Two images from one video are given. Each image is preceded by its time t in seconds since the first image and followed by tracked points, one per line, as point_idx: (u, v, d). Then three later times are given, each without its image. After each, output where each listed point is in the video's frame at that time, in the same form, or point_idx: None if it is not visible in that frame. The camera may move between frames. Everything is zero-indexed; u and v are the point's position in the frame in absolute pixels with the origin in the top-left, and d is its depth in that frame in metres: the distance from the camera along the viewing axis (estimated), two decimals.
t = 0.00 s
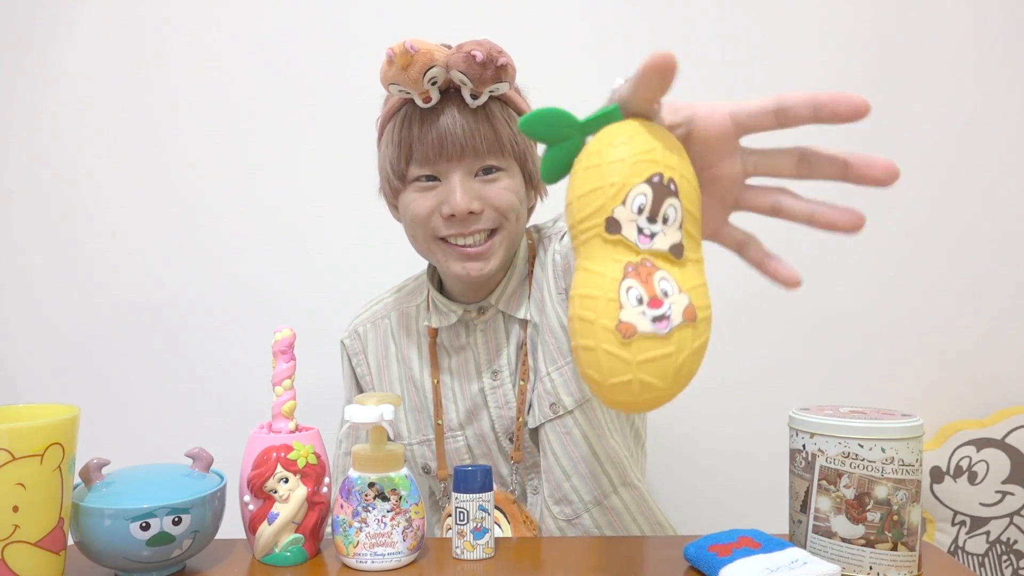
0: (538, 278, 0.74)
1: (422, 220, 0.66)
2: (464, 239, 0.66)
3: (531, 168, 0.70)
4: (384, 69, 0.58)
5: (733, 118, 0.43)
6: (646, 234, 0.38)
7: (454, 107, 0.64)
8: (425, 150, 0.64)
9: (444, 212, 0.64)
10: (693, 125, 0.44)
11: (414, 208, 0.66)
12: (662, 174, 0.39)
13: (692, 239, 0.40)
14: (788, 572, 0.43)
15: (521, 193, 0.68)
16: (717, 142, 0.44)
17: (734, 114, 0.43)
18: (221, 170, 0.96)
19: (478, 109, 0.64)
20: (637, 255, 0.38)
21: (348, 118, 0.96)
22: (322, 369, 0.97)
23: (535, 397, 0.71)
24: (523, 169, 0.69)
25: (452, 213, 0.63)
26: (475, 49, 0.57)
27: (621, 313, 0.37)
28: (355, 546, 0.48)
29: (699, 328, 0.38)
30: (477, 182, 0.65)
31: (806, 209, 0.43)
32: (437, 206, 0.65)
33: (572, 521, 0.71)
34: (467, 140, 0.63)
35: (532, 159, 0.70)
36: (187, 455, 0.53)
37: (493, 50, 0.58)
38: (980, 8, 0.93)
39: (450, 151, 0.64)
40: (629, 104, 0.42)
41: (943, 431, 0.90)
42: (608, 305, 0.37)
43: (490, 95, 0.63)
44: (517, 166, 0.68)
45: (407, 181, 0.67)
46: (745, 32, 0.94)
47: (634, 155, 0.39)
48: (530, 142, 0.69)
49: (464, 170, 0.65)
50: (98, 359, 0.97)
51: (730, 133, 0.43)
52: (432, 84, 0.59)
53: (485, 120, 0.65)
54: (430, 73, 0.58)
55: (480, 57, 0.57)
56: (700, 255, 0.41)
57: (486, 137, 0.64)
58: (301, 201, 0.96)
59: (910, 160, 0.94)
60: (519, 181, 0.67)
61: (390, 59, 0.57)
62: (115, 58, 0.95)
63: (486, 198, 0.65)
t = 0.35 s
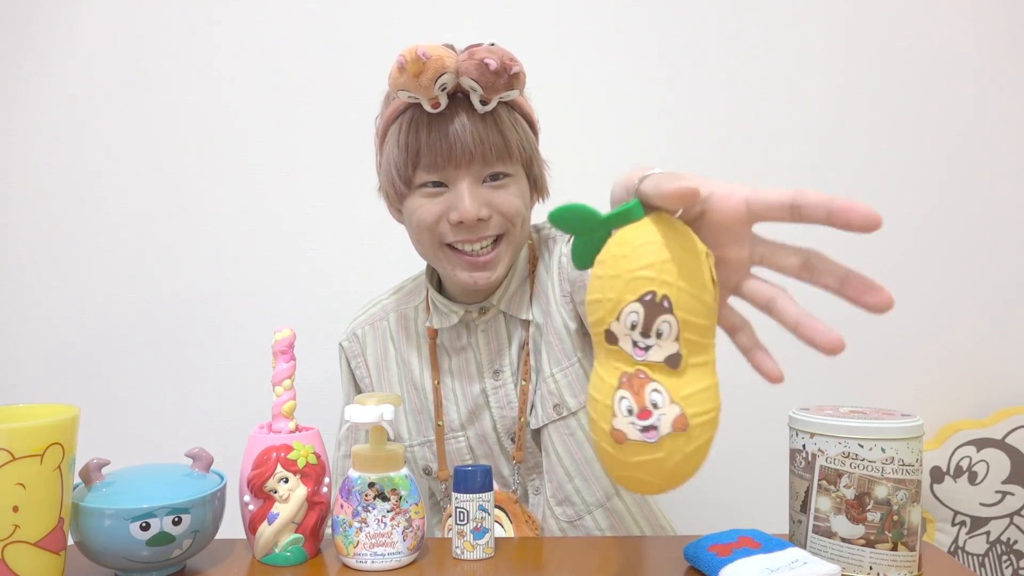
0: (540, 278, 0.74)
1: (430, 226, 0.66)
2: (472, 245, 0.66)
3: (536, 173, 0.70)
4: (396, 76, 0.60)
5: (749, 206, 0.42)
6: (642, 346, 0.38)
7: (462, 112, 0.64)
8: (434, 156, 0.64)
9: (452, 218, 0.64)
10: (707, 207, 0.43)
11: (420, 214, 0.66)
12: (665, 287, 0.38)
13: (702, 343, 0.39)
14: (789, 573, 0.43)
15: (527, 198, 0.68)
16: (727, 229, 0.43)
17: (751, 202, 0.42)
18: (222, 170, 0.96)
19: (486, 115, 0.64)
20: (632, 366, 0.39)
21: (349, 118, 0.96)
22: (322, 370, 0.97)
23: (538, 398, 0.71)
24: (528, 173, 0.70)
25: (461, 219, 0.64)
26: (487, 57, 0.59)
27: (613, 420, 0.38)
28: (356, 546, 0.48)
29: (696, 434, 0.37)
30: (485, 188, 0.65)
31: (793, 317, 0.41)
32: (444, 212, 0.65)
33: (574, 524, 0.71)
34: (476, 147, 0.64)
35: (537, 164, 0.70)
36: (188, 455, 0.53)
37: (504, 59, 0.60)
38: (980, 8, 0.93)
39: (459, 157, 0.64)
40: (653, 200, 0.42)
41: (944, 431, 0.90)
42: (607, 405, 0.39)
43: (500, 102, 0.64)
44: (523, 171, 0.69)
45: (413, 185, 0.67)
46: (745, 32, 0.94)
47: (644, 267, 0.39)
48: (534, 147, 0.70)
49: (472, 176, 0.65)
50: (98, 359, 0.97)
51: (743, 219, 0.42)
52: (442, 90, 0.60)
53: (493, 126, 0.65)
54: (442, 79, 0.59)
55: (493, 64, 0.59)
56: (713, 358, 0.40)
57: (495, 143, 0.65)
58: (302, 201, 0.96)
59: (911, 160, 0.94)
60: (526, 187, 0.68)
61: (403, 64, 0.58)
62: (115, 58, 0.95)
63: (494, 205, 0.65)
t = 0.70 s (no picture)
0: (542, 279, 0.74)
1: (453, 255, 0.64)
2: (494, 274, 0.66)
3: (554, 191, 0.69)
4: (430, 126, 0.52)
5: (758, 317, 0.42)
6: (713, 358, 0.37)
7: (493, 146, 0.59)
8: (463, 194, 0.60)
9: (478, 253, 0.63)
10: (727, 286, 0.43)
11: (445, 244, 0.64)
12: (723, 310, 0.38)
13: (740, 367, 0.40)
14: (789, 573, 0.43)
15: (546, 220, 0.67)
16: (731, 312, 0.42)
17: (762, 313, 0.42)
18: (222, 170, 0.96)
19: (518, 150, 0.60)
20: (703, 371, 0.37)
21: (349, 118, 0.97)
22: (322, 370, 0.98)
23: (544, 396, 0.72)
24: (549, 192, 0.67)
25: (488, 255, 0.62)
26: (532, 111, 0.53)
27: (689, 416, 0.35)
28: (355, 546, 0.48)
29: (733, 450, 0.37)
30: (511, 220, 0.63)
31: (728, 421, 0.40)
32: (469, 245, 0.63)
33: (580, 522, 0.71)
34: (508, 186, 0.60)
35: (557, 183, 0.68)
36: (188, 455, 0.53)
37: (548, 109, 0.54)
38: (980, 8, 0.93)
39: (489, 197, 0.61)
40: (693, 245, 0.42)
41: (944, 432, 0.90)
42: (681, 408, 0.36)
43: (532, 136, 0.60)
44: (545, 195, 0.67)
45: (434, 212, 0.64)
46: (745, 32, 0.94)
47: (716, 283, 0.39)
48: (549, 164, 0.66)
49: (501, 211, 0.62)
50: (98, 359, 0.97)
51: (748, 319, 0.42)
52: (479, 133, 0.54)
53: (523, 161, 0.61)
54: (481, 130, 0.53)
55: (539, 121, 0.53)
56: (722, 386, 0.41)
57: (524, 179, 0.62)
58: (302, 201, 0.96)
59: (910, 161, 0.94)
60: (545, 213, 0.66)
61: (444, 120, 0.51)
62: (115, 58, 0.95)
63: (519, 237, 0.64)
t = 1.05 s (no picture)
0: (693, 326, 0.70)
1: (507, 202, 0.60)
2: (548, 225, 0.59)
3: (628, 161, 0.64)
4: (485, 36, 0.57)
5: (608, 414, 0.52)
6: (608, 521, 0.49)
7: (553, 85, 0.60)
8: (518, 124, 0.60)
9: (530, 192, 0.58)
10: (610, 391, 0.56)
11: (497, 186, 0.61)
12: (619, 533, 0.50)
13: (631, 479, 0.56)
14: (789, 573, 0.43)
15: (615, 185, 0.62)
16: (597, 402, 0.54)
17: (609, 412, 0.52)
18: (222, 170, 0.96)
19: (579, 89, 0.61)
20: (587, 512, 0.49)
21: (349, 119, 0.97)
22: (322, 370, 0.98)
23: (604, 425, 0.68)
24: (621, 162, 0.64)
25: (538, 191, 0.57)
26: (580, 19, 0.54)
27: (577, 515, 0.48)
28: (355, 546, 0.48)
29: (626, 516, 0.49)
30: (569, 162, 0.60)
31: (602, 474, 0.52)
32: (523, 185, 0.59)
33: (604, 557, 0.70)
34: (562, 114, 0.59)
35: (630, 152, 0.64)
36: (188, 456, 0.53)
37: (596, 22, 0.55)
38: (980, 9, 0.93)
39: (544, 126, 0.59)
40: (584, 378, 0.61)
41: (943, 432, 0.90)
42: (605, 541, 0.45)
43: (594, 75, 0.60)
44: (613, 157, 0.63)
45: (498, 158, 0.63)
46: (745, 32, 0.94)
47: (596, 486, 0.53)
48: (633, 135, 0.65)
49: (556, 147, 0.60)
50: (98, 360, 0.97)
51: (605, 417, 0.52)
52: (533, 57, 0.57)
53: (585, 99, 0.60)
54: (533, 42, 0.56)
55: (585, 25, 0.54)
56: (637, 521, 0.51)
57: (585, 114, 0.60)
58: (302, 202, 0.97)
59: (910, 161, 0.94)
60: (613, 171, 0.61)
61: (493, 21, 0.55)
62: (115, 59, 0.95)
63: (575, 182, 0.59)
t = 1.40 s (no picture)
0: (700, 344, 0.69)
1: (498, 231, 0.57)
2: (541, 256, 0.57)
3: (625, 180, 0.61)
4: (466, 57, 0.52)
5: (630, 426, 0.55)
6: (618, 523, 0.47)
7: (542, 105, 0.57)
8: (506, 149, 0.57)
9: (521, 222, 0.56)
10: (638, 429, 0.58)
11: (487, 214, 0.58)
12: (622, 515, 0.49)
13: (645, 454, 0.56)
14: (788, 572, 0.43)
15: (611, 208, 0.59)
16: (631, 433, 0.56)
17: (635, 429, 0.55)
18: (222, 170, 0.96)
19: (570, 108, 0.57)
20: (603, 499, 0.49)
21: (349, 119, 0.97)
22: (322, 370, 0.98)
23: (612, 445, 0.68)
24: (617, 181, 0.61)
25: (530, 222, 0.55)
26: (572, 38, 0.50)
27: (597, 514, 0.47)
28: (355, 546, 0.48)
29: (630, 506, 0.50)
30: (562, 188, 0.57)
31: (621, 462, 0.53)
32: (514, 214, 0.57)
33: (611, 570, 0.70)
34: (554, 139, 0.56)
35: (628, 170, 0.61)
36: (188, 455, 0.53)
37: (590, 39, 0.51)
38: (980, 9, 0.93)
39: (534, 152, 0.56)
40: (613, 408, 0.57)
41: (944, 431, 0.90)
42: (615, 555, 0.45)
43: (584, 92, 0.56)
44: (608, 177, 0.60)
45: (486, 182, 0.60)
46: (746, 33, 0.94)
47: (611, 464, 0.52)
48: (629, 151, 0.62)
49: (548, 173, 0.57)
50: (98, 360, 0.97)
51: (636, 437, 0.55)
52: (519, 76, 0.53)
53: (577, 120, 0.57)
54: (518, 62, 0.51)
55: (577, 46, 0.50)
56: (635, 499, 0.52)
57: (578, 137, 0.57)
58: (303, 202, 0.97)
59: (911, 161, 0.94)
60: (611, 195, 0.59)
61: (474, 42, 0.50)
62: (115, 59, 0.95)
63: (570, 210, 0.56)
